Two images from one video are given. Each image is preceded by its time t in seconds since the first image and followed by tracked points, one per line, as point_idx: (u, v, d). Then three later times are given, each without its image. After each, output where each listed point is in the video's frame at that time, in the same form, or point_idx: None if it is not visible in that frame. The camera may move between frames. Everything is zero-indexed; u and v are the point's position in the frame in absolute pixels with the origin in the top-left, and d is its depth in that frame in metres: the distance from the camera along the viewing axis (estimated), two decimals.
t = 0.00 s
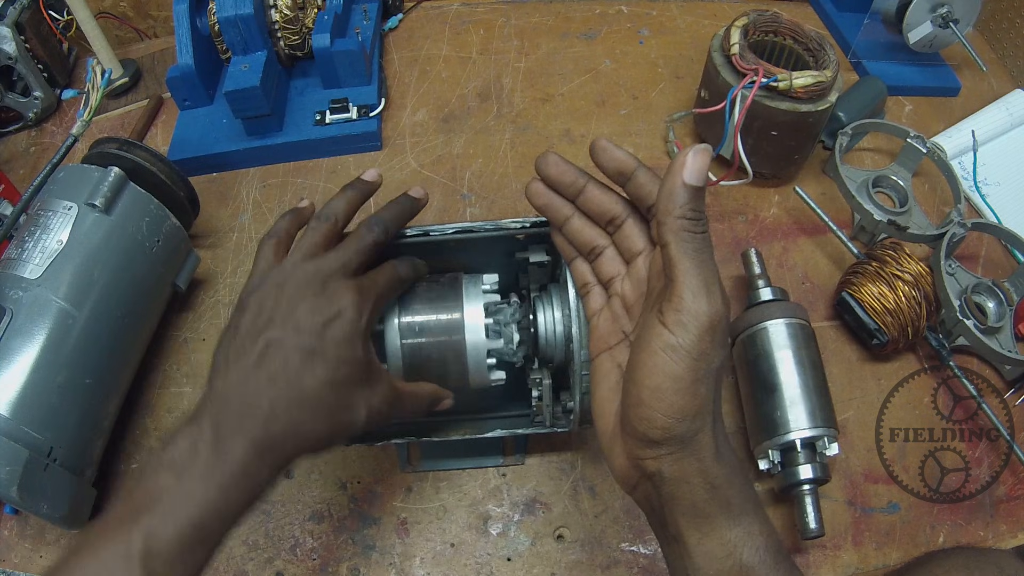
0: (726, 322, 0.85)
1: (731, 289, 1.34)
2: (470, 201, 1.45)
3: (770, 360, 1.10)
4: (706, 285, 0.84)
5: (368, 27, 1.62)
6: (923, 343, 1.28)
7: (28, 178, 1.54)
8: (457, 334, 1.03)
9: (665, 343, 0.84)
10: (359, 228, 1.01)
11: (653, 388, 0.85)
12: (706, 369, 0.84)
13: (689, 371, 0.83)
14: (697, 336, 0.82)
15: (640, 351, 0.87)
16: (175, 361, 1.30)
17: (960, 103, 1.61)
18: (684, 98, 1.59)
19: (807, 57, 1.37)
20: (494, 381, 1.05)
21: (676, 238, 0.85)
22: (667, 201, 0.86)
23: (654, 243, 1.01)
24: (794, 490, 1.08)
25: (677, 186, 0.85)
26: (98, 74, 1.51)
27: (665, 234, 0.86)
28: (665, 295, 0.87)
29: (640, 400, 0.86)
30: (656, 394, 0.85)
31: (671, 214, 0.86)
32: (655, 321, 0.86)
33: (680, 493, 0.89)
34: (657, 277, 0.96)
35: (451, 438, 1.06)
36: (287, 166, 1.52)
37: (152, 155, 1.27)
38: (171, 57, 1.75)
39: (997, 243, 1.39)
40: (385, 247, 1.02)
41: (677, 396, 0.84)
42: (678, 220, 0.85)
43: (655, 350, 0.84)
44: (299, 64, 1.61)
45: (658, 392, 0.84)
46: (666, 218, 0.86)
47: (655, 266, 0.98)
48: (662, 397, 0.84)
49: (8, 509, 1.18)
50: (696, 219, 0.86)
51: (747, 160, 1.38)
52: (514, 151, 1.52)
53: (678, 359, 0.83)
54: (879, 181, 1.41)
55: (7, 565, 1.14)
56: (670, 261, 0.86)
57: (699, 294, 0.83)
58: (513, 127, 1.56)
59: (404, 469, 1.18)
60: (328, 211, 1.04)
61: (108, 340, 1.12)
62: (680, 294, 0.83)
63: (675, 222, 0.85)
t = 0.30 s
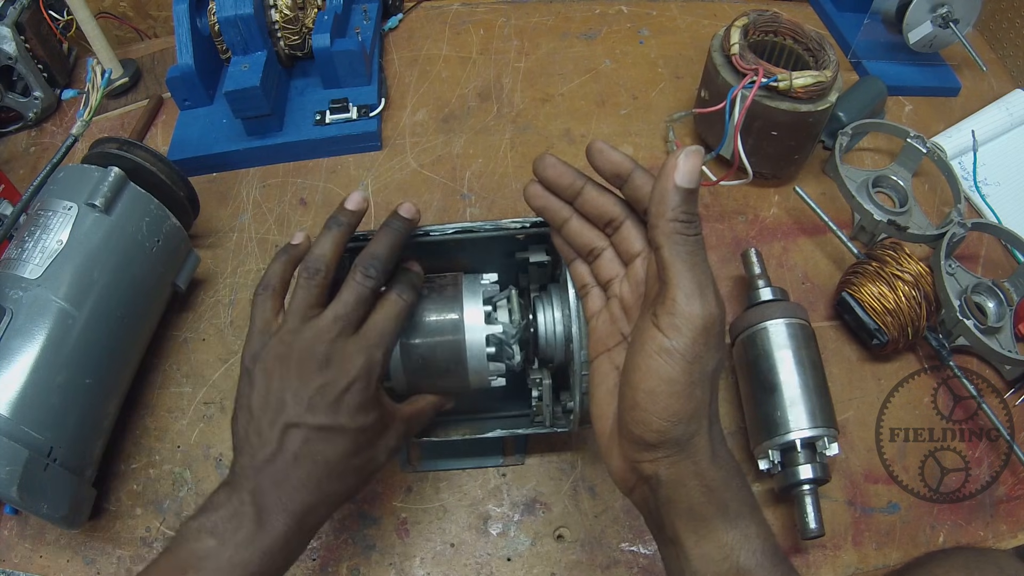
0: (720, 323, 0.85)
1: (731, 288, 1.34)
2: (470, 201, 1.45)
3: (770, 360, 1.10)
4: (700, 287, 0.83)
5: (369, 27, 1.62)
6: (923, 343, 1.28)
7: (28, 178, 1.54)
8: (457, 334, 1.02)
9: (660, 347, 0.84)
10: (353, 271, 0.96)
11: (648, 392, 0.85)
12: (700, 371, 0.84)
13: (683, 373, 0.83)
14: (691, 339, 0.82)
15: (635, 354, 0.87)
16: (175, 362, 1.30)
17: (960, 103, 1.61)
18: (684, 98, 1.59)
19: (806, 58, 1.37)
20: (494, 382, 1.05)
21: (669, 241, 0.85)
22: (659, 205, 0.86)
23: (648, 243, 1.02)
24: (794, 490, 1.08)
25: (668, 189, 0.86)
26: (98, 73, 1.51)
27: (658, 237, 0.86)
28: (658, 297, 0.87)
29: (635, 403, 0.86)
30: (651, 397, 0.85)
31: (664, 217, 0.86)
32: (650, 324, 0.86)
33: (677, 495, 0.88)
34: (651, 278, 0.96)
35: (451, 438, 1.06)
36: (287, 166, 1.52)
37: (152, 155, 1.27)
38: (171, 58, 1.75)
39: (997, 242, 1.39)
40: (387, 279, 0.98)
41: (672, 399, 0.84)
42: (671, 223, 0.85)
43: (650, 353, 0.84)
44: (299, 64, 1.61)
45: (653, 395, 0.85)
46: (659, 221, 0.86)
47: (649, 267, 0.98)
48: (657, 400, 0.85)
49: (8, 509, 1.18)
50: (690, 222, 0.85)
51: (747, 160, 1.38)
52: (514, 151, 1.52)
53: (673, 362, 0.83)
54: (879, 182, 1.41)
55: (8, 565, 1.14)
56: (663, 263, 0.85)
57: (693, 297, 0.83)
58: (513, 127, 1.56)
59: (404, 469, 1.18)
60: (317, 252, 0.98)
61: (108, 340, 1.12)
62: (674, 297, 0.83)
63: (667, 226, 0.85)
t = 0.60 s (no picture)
0: (720, 322, 0.85)
1: (731, 288, 1.34)
2: (470, 201, 1.45)
3: (770, 360, 1.10)
4: (700, 287, 0.83)
5: (369, 27, 1.62)
6: (923, 343, 1.28)
7: (28, 178, 1.54)
8: (459, 334, 1.02)
9: (659, 346, 0.84)
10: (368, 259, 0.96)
11: (648, 392, 0.85)
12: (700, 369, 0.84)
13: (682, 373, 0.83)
14: (691, 338, 0.82)
15: (635, 354, 0.87)
16: (175, 362, 1.30)
17: (960, 102, 1.61)
18: (684, 98, 1.59)
19: (807, 58, 1.37)
20: (494, 382, 1.05)
21: (668, 240, 0.85)
22: (659, 204, 0.86)
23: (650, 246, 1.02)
24: (794, 490, 1.08)
25: (668, 188, 0.86)
26: (97, 73, 1.51)
27: (657, 236, 0.86)
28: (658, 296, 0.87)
29: (635, 402, 0.86)
30: (651, 396, 0.85)
31: (663, 216, 0.85)
32: (650, 323, 0.86)
33: (677, 495, 0.88)
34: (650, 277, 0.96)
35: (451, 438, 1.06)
36: (287, 166, 1.52)
37: (152, 155, 1.27)
38: (172, 57, 1.75)
39: (997, 242, 1.39)
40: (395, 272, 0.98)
41: (673, 398, 0.84)
42: (670, 222, 0.85)
43: (650, 352, 0.84)
44: (299, 64, 1.61)
45: (654, 394, 0.85)
46: (658, 220, 0.86)
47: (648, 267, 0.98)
48: (657, 399, 0.85)
49: (8, 509, 1.18)
50: (689, 221, 0.85)
51: (747, 160, 1.38)
52: (514, 151, 1.52)
53: (673, 361, 0.83)
54: (879, 182, 1.41)
55: (8, 565, 1.14)
56: (662, 263, 0.85)
57: (692, 297, 0.83)
58: (513, 127, 1.56)
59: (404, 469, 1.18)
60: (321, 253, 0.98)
61: (108, 340, 1.12)
62: (674, 296, 0.83)
63: (667, 225, 0.85)
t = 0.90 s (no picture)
0: (723, 318, 0.85)
1: (731, 288, 1.34)
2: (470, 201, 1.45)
3: (770, 360, 1.10)
4: (703, 282, 0.84)
5: (368, 27, 1.62)
6: (923, 343, 1.28)
7: (28, 178, 1.54)
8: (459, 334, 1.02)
9: (662, 340, 0.84)
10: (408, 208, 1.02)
11: (650, 386, 0.85)
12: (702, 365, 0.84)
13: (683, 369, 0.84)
14: (694, 332, 0.83)
15: (637, 348, 0.87)
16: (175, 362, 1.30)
17: (960, 103, 1.61)
18: (684, 98, 1.59)
19: (806, 58, 1.37)
20: (494, 382, 1.05)
21: (672, 235, 0.85)
22: (663, 199, 0.86)
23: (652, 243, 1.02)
24: (793, 490, 1.08)
25: (672, 182, 0.86)
26: (97, 73, 1.51)
27: (661, 231, 0.86)
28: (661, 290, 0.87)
29: (637, 397, 0.86)
30: (654, 391, 0.85)
31: (667, 211, 0.86)
32: (653, 318, 0.86)
33: (678, 492, 0.88)
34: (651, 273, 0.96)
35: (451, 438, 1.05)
36: (287, 166, 1.52)
37: (152, 155, 1.27)
38: (172, 58, 1.75)
39: (997, 243, 1.39)
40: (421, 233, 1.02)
41: (676, 393, 0.84)
42: (674, 216, 0.85)
43: (653, 346, 0.85)
44: (299, 64, 1.61)
45: (656, 388, 0.85)
46: (662, 215, 0.86)
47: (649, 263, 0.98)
48: (660, 394, 0.85)
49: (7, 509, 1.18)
50: (693, 216, 0.86)
51: (747, 160, 1.38)
52: (514, 151, 1.52)
53: (675, 355, 0.83)
54: (879, 181, 1.41)
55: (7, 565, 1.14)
56: (666, 257, 0.86)
57: (696, 291, 0.83)
58: (513, 127, 1.56)
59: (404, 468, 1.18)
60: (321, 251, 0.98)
61: (108, 340, 1.12)
62: (677, 290, 0.83)
63: (671, 219, 0.85)
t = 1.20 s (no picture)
0: (723, 315, 0.85)
1: (731, 289, 1.34)
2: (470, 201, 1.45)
3: (770, 360, 1.10)
4: (703, 280, 0.84)
5: (369, 27, 1.62)
6: (923, 343, 1.28)
7: (28, 178, 1.54)
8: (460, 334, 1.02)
9: (662, 338, 0.84)
10: (416, 209, 1.05)
11: (650, 384, 0.85)
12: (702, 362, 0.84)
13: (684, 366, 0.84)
14: (694, 329, 0.83)
15: (637, 346, 0.87)
16: (175, 362, 1.30)
17: (960, 103, 1.61)
18: (684, 98, 1.59)
19: (806, 58, 1.37)
20: (494, 382, 1.04)
21: (671, 233, 0.86)
22: (662, 198, 0.86)
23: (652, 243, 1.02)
24: (793, 490, 1.08)
25: (671, 182, 0.86)
26: (97, 73, 1.51)
27: (661, 230, 0.86)
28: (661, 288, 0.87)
29: (638, 395, 0.86)
30: (654, 389, 0.85)
31: (666, 209, 0.86)
32: (652, 315, 0.86)
33: (679, 491, 0.88)
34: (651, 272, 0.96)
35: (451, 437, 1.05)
36: (287, 166, 1.52)
37: (152, 155, 1.27)
38: (172, 57, 1.75)
39: (997, 243, 1.39)
40: (432, 232, 1.06)
41: (676, 390, 0.84)
42: (673, 215, 0.85)
43: (652, 344, 0.85)
44: (299, 64, 1.61)
45: (656, 386, 0.85)
46: (661, 213, 0.86)
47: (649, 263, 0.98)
48: (660, 392, 0.85)
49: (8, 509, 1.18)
50: (692, 214, 0.86)
51: (746, 160, 1.38)
52: (514, 151, 1.52)
53: (675, 352, 0.83)
54: (879, 182, 1.41)
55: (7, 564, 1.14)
56: (665, 255, 0.86)
57: (696, 289, 0.83)
58: (513, 127, 1.56)
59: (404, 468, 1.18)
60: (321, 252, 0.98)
61: (108, 340, 1.12)
62: (676, 288, 0.83)
63: (671, 218, 0.85)
